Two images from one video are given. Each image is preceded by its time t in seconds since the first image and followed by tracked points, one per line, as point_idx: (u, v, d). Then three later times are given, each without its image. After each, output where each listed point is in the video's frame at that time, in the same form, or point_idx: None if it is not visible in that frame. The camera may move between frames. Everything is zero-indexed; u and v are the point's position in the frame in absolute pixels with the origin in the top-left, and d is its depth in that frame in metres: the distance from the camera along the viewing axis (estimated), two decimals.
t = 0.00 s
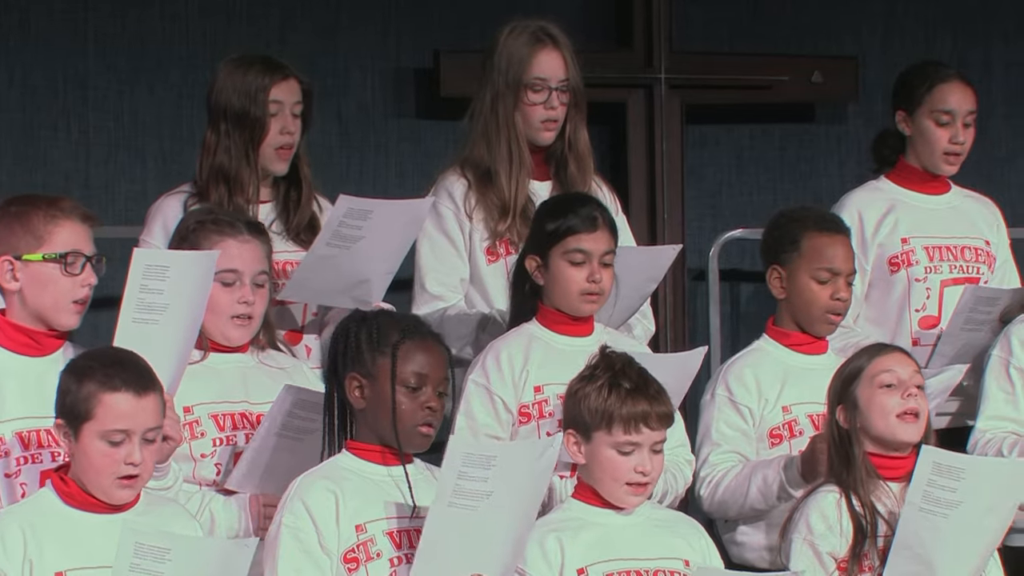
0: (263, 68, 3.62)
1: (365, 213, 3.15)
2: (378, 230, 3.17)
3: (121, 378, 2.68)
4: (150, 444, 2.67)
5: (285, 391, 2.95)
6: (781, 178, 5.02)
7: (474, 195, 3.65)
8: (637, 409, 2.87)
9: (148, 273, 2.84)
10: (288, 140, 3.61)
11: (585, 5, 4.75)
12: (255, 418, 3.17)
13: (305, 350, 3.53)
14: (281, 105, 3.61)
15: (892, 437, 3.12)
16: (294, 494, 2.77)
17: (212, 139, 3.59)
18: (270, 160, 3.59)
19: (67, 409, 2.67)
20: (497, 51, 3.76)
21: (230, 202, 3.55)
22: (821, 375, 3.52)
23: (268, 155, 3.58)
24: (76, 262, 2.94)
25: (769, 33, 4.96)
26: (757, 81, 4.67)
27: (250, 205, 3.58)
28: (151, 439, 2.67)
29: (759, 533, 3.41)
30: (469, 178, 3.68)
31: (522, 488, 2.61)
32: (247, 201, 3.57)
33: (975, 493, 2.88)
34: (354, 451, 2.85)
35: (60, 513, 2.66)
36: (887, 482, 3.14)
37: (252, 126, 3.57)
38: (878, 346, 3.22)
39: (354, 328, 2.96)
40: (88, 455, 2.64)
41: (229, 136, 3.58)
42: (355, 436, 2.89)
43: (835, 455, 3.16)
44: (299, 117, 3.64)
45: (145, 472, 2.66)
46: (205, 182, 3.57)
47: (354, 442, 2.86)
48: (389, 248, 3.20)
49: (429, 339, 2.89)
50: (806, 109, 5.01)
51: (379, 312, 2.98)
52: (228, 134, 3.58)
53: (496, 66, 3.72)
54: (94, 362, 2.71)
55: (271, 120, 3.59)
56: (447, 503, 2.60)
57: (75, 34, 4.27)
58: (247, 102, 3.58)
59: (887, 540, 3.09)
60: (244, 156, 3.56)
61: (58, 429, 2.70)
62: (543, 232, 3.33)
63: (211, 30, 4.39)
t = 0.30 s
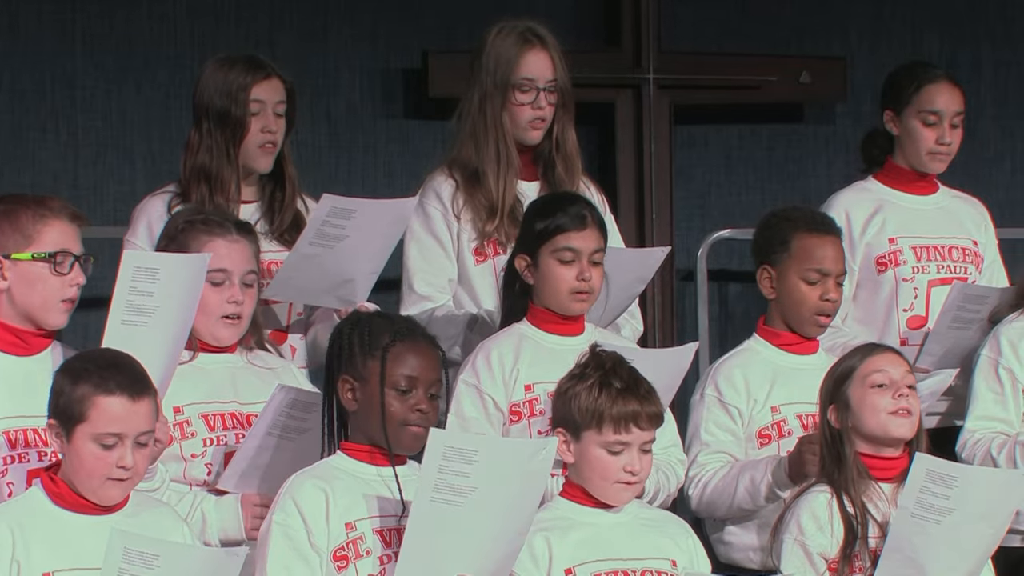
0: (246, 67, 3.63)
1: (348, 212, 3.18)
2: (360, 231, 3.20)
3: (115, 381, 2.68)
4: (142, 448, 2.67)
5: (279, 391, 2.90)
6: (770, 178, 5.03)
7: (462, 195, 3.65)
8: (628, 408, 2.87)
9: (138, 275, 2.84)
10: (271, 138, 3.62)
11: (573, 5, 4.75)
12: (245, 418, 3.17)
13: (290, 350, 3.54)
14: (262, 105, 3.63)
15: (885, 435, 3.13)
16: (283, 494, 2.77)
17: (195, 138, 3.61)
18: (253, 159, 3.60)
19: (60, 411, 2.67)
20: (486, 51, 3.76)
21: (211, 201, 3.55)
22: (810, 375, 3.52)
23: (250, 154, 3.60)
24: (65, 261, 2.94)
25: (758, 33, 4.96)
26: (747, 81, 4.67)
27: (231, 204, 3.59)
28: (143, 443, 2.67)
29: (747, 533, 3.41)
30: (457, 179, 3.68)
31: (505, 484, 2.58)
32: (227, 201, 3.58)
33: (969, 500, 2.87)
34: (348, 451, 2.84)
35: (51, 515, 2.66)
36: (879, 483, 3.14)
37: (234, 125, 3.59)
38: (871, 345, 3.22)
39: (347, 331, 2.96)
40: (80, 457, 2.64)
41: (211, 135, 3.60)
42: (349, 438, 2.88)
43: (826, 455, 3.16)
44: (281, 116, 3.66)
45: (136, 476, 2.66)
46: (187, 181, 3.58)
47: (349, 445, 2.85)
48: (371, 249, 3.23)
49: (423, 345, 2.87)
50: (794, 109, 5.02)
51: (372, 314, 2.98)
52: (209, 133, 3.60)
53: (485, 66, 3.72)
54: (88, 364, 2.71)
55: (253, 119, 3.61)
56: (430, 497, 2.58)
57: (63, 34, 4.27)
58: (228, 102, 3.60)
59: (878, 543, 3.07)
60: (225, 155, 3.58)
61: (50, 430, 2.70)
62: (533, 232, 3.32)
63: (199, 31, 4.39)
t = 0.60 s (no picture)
0: (238, 68, 3.63)
1: (337, 213, 3.19)
2: (349, 232, 3.21)
3: (106, 383, 2.67)
4: (133, 450, 2.67)
5: (273, 393, 2.87)
6: (761, 178, 5.03)
7: (454, 196, 3.66)
8: (615, 411, 2.84)
9: (132, 278, 2.85)
10: (263, 139, 3.62)
11: (565, 5, 4.75)
12: (239, 418, 3.16)
13: (280, 350, 3.55)
14: (255, 106, 3.63)
15: (878, 436, 3.13)
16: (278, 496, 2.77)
17: (187, 138, 3.61)
18: (245, 159, 3.60)
19: (50, 412, 2.67)
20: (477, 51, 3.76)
21: (203, 201, 3.56)
22: (802, 375, 3.52)
23: (241, 154, 3.60)
24: (58, 262, 2.94)
25: (750, 34, 4.97)
26: (738, 81, 4.68)
27: (221, 204, 3.59)
28: (133, 444, 2.67)
29: (740, 533, 3.42)
30: (449, 179, 3.69)
31: (498, 476, 2.59)
32: (219, 200, 3.58)
33: (959, 499, 2.88)
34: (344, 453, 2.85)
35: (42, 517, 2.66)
36: (871, 483, 3.14)
37: (226, 126, 3.59)
38: (868, 345, 3.22)
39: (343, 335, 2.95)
40: (71, 458, 2.63)
41: (203, 135, 3.60)
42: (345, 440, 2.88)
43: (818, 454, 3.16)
44: (273, 117, 3.66)
45: (126, 477, 2.66)
46: (178, 181, 3.58)
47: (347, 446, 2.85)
48: (362, 249, 3.23)
49: (416, 346, 2.87)
50: (786, 109, 5.02)
51: (368, 317, 2.98)
52: (202, 133, 3.60)
53: (476, 66, 3.73)
54: (79, 365, 2.70)
55: (246, 120, 3.61)
56: (424, 491, 2.57)
57: (54, 33, 4.26)
58: (221, 102, 3.60)
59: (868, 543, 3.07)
60: (217, 155, 3.57)
61: (41, 431, 2.69)
62: (525, 231, 3.33)
63: (191, 30, 4.39)
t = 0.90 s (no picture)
0: (227, 67, 3.63)
1: (326, 212, 3.19)
2: (340, 229, 3.20)
3: (90, 380, 2.67)
4: (118, 446, 2.67)
5: (262, 394, 2.85)
6: (749, 178, 5.03)
7: (443, 195, 3.66)
8: (595, 418, 2.82)
9: (118, 280, 2.85)
10: (252, 138, 3.63)
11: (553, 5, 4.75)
12: (229, 418, 3.15)
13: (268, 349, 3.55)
14: (244, 105, 3.63)
15: (863, 438, 3.13)
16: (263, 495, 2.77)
17: (176, 137, 3.60)
18: (234, 158, 3.60)
19: (35, 411, 2.66)
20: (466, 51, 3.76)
21: (192, 199, 3.56)
22: (789, 375, 3.52)
23: (231, 154, 3.60)
24: (42, 260, 2.94)
25: (738, 34, 4.97)
26: (726, 81, 4.68)
27: (212, 203, 3.59)
28: (118, 441, 2.66)
29: (726, 533, 3.42)
30: (437, 178, 3.68)
31: (485, 471, 2.58)
32: (209, 199, 3.58)
33: (936, 503, 2.88)
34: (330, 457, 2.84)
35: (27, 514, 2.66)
36: (856, 483, 3.15)
37: (216, 124, 3.59)
38: (853, 345, 3.23)
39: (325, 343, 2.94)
40: (56, 456, 2.63)
41: (192, 134, 3.59)
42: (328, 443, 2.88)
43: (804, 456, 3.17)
44: (262, 116, 3.67)
45: (111, 474, 2.66)
46: (167, 180, 3.57)
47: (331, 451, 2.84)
48: (350, 250, 3.22)
49: (399, 349, 2.88)
50: (773, 109, 5.03)
51: (352, 321, 2.98)
52: (191, 131, 3.60)
53: (465, 67, 3.72)
54: (63, 363, 2.70)
55: (235, 119, 3.61)
56: (410, 485, 2.58)
57: (42, 33, 4.26)
58: (210, 100, 3.59)
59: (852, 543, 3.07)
60: (207, 154, 3.57)
61: (26, 429, 2.69)
62: (512, 232, 3.33)
63: (179, 29, 4.38)
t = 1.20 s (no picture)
0: (212, 66, 3.63)
1: (311, 216, 3.19)
2: (326, 233, 3.21)
3: (73, 381, 2.67)
4: (102, 448, 2.67)
5: (252, 392, 2.88)
6: (734, 178, 5.04)
7: (428, 195, 3.65)
8: (572, 416, 2.83)
9: (94, 285, 2.84)
10: (237, 138, 3.62)
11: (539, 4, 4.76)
12: (220, 418, 3.14)
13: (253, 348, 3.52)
14: (228, 103, 3.63)
15: (846, 442, 3.13)
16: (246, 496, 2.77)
17: (161, 136, 3.60)
18: (218, 159, 3.60)
19: (18, 413, 2.66)
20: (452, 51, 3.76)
21: (178, 199, 3.55)
22: (773, 375, 3.53)
23: (215, 153, 3.60)
24: (15, 258, 2.94)
25: (724, 34, 4.98)
26: (711, 81, 4.68)
27: (198, 204, 3.58)
28: (102, 443, 2.66)
29: (710, 533, 3.42)
30: (423, 177, 3.68)
31: (471, 470, 2.57)
32: (195, 199, 3.57)
33: (927, 503, 2.87)
34: (308, 460, 2.84)
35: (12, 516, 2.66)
36: (839, 483, 3.14)
37: (200, 124, 3.58)
38: (838, 345, 3.22)
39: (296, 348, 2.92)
40: (40, 458, 2.63)
41: (177, 133, 3.59)
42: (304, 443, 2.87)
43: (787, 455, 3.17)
44: (247, 115, 3.66)
45: (96, 476, 2.66)
46: (152, 179, 3.56)
47: (308, 454, 2.84)
48: (333, 252, 3.22)
49: (371, 345, 2.89)
50: (759, 109, 5.03)
51: (327, 323, 2.96)
52: (176, 131, 3.60)
53: (451, 66, 3.72)
54: (46, 365, 2.70)
55: (219, 118, 3.61)
56: (396, 482, 2.56)
57: (27, 33, 4.25)
58: (194, 99, 3.59)
59: (837, 543, 3.07)
60: (192, 154, 3.57)
61: (10, 431, 2.69)
62: (497, 232, 3.33)
63: (164, 30, 4.38)
